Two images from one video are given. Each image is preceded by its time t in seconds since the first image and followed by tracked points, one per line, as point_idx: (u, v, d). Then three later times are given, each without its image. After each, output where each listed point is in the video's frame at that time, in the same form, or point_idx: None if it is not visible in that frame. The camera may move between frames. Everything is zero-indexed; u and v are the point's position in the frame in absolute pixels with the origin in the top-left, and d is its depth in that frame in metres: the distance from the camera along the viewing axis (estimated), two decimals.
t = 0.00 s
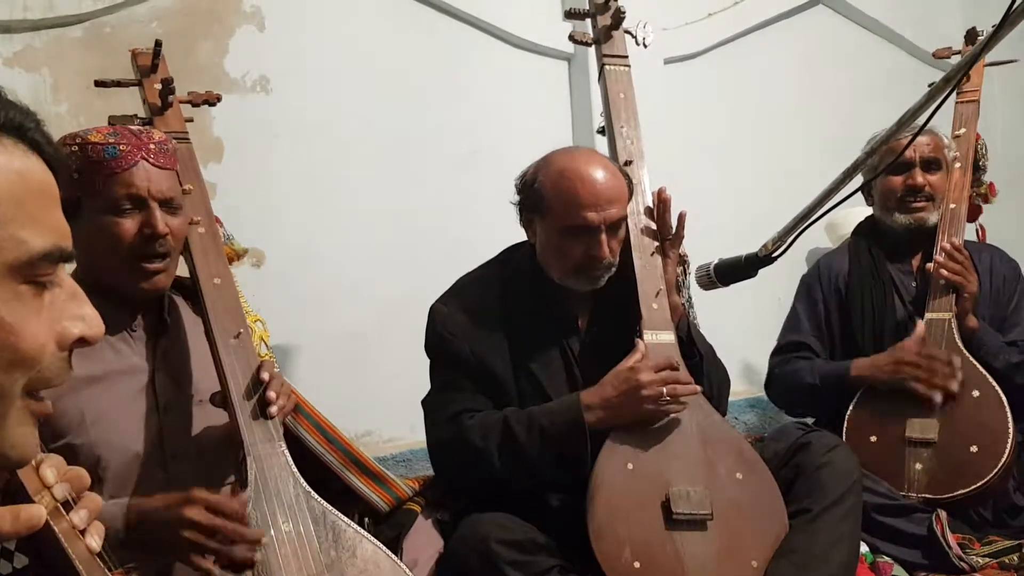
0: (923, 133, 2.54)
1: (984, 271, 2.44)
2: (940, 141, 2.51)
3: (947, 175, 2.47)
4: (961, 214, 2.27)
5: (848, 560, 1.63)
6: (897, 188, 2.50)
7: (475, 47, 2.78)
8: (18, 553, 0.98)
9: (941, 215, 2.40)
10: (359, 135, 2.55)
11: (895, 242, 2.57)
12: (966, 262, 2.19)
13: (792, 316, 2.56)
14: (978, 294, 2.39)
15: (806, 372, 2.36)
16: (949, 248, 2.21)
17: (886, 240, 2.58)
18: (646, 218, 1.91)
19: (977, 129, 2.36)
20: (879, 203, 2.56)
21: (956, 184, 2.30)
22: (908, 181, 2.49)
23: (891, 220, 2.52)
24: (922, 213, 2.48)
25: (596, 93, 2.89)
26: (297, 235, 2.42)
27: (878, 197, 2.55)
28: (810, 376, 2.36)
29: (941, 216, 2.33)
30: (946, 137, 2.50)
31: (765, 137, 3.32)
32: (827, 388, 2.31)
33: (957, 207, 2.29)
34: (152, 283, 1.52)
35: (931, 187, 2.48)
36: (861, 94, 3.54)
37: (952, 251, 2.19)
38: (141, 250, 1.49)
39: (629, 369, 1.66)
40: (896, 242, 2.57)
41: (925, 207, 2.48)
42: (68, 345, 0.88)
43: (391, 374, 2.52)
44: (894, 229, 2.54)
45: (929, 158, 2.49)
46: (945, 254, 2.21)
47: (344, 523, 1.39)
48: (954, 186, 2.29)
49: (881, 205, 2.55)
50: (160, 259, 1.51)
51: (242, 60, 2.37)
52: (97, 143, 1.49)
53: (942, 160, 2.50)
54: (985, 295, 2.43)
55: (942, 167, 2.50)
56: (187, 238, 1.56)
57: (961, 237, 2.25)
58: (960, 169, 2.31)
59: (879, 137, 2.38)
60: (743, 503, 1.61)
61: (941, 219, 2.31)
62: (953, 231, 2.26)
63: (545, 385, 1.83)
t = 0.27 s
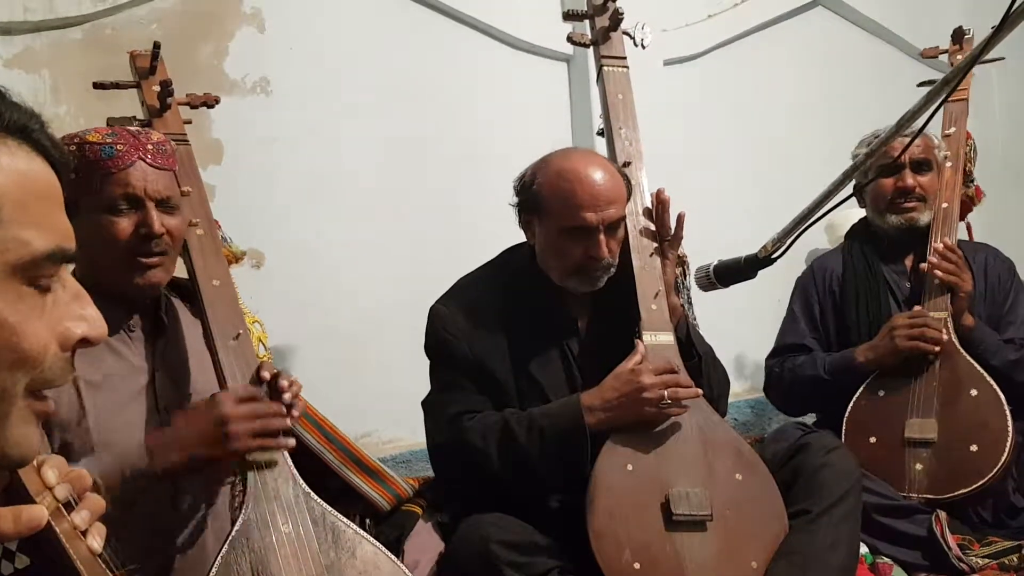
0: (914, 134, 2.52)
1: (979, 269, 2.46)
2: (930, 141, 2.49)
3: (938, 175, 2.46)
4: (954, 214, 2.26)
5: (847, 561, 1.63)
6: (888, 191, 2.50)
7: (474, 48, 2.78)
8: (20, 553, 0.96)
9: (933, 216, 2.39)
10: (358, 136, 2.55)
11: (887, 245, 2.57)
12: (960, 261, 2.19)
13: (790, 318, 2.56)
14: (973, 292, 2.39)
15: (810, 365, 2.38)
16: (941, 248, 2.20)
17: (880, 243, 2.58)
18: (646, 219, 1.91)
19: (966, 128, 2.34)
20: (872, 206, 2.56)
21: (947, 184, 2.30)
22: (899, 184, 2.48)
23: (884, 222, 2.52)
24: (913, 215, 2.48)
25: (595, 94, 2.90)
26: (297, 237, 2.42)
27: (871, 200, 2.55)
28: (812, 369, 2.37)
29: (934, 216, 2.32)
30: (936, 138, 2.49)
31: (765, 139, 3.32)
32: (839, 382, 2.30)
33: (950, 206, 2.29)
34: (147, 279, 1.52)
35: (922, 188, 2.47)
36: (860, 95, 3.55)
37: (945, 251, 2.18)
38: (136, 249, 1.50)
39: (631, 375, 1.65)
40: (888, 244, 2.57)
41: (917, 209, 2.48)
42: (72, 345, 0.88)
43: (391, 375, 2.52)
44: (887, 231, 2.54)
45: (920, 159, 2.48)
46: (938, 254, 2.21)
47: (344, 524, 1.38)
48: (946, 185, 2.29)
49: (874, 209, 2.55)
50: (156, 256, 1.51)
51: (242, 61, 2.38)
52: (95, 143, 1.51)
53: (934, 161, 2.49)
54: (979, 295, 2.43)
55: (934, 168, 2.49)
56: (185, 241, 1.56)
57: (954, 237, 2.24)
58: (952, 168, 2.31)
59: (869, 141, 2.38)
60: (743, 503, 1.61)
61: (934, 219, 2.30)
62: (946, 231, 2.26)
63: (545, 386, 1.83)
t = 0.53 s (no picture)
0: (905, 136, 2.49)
1: (975, 269, 2.45)
2: (921, 142, 2.47)
3: (931, 175, 2.46)
4: (947, 215, 2.28)
5: (846, 562, 1.63)
6: (882, 192, 2.50)
7: (472, 49, 2.78)
8: (18, 553, 0.96)
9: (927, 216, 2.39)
10: (357, 137, 2.55)
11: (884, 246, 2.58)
12: (955, 261, 2.19)
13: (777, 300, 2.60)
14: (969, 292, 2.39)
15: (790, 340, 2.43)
16: (935, 249, 2.22)
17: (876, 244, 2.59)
18: (644, 218, 1.91)
19: (959, 128, 2.34)
20: (867, 208, 2.57)
21: (940, 184, 2.30)
22: (893, 185, 2.48)
23: (880, 224, 2.53)
24: (909, 217, 2.49)
25: (594, 95, 2.90)
26: (296, 238, 2.42)
27: (865, 202, 2.56)
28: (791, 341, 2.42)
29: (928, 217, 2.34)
30: (927, 139, 2.46)
31: (763, 140, 3.32)
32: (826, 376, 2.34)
33: (944, 207, 2.30)
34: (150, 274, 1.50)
35: (916, 189, 2.47)
36: (858, 97, 3.55)
37: (939, 252, 2.19)
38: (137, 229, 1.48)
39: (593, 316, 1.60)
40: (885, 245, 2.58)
41: (912, 210, 2.49)
42: (68, 346, 0.83)
43: (389, 376, 2.51)
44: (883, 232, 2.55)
45: (913, 160, 2.47)
46: (933, 255, 2.21)
47: (343, 525, 1.40)
48: (939, 184, 2.30)
49: (869, 210, 2.56)
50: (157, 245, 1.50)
51: (240, 62, 2.38)
52: (77, 135, 1.50)
53: (926, 162, 2.48)
54: (975, 296, 2.42)
55: (927, 168, 2.49)
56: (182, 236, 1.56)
57: (949, 239, 2.27)
58: (945, 168, 2.31)
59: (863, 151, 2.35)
60: (742, 503, 1.61)
61: (929, 220, 2.32)
62: (940, 233, 2.28)
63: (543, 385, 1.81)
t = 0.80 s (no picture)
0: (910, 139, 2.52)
1: (976, 271, 2.45)
2: (926, 145, 2.50)
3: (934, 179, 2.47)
4: (950, 217, 2.27)
5: (848, 564, 1.63)
6: (886, 195, 2.49)
7: (473, 51, 2.78)
8: (18, 558, 0.95)
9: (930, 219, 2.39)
10: (358, 138, 2.55)
11: (887, 248, 2.57)
12: (956, 263, 2.19)
13: (790, 324, 2.57)
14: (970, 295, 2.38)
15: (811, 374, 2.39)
16: (937, 251, 2.21)
17: (878, 247, 2.59)
18: (645, 220, 1.90)
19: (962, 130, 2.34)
20: (868, 209, 2.55)
21: (943, 186, 2.30)
22: (897, 188, 2.48)
23: (882, 225, 2.52)
24: (910, 217, 2.47)
25: (594, 96, 2.89)
26: (297, 240, 2.42)
27: (867, 204, 2.55)
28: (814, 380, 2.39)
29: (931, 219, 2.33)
30: (932, 142, 2.49)
31: (764, 141, 3.32)
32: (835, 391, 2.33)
33: (947, 209, 2.30)
34: (145, 293, 1.51)
35: (919, 193, 2.47)
36: (859, 97, 3.55)
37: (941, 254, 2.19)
38: (133, 259, 1.49)
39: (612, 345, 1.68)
40: (888, 249, 2.57)
41: (914, 211, 2.48)
42: (66, 372, 0.88)
43: (390, 377, 2.52)
44: (885, 234, 2.54)
45: (917, 163, 2.49)
46: (934, 258, 2.20)
47: (342, 527, 1.39)
48: (942, 187, 2.29)
49: (870, 212, 2.54)
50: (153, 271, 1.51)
51: (240, 63, 2.38)
52: (93, 151, 1.48)
53: (930, 166, 2.49)
54: (977, 299, 2.42)
55: (930, 171, 2.50)
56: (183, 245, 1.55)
57: (951, 243, 2.25)
58: (948, 170, 2.30)
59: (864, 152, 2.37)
60: (743, 505, 1.61)
61: (931, 222, 2.31)
62: (944, 236, 2.26)
63: (543, 389, 1.83)
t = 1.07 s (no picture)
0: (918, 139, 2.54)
1: (981, 277, 2.45)
2: (933, 146, 2.52)
3: (940, 180, 2.47)
4: (956, 221, 2.27)
5: (848, 565, 1.63)
6: (892, 195, 2.49)
7: (473, 53, 2.78)
8: (18, 558, 0.97)
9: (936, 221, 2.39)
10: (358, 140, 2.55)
11: (891, 248, 2.57)
12: (960, 267, 2.18)
13: (794, 322, 2.57)
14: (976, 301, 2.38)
15: (817, 368, 2.38)
16: (943, 253, 2.20)
17: (882, 247, 2.59)
18: (643, 223, 1.91)
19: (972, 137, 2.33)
20: (875, 210, 2.56)
21: (951, 191, 2.29)
22: (903, 188, 2.48)
23: (887, 225, 2.52)
24: (915, 217, 2.47)
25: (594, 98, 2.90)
26: (298, 242, 2.42)
27: (873, 203, 2.55)
28: (821, 372, 2.38)
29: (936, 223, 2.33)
30: (939, 143, 2.51)
31: (763, 143, 3.32)
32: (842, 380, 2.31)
33: (954, 214, 2.30)
34: (148, 280, 1.52)
35: (925, 193, 2.47)
36: (858, 100, 3.55)
37: (945, 257, 2.17)
38: (137, 248, 1.49)
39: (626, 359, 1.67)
40: (893, 249, 2.57)
41: (920, 211, 2.48)
42: (60, 373, 0.87)
43: (390, 379, 2.52)
44: (890, 234, 2.54)
45: (923, 163, 2.49)
46: (938, 260, 2.20)
47: (342, 529, 1.38)
48: (949, 194, 2.29)
49: (877, 212, 2.55)
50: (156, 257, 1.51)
51: (240, 65, 2.38)
52: (92, 143, 1.49)
53: (936, 167, 2.51)
54: (982, 305, 2.43)
55: (936, 173, 2.51)
56: (183, 243, 1.55)
57: (957, 245, 2.25)
58: (955, 176, 2.29)
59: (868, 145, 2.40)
60: (743, 507, 1.61)
61: (937, 226, 2.31)
62: (949, 239, 2.26)
63: (542, 389, 1.83)
